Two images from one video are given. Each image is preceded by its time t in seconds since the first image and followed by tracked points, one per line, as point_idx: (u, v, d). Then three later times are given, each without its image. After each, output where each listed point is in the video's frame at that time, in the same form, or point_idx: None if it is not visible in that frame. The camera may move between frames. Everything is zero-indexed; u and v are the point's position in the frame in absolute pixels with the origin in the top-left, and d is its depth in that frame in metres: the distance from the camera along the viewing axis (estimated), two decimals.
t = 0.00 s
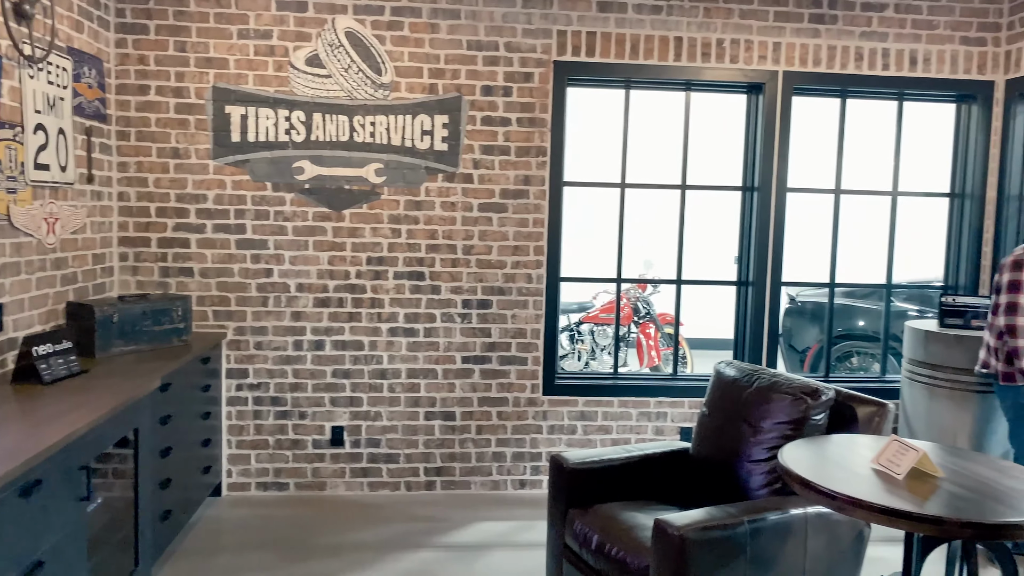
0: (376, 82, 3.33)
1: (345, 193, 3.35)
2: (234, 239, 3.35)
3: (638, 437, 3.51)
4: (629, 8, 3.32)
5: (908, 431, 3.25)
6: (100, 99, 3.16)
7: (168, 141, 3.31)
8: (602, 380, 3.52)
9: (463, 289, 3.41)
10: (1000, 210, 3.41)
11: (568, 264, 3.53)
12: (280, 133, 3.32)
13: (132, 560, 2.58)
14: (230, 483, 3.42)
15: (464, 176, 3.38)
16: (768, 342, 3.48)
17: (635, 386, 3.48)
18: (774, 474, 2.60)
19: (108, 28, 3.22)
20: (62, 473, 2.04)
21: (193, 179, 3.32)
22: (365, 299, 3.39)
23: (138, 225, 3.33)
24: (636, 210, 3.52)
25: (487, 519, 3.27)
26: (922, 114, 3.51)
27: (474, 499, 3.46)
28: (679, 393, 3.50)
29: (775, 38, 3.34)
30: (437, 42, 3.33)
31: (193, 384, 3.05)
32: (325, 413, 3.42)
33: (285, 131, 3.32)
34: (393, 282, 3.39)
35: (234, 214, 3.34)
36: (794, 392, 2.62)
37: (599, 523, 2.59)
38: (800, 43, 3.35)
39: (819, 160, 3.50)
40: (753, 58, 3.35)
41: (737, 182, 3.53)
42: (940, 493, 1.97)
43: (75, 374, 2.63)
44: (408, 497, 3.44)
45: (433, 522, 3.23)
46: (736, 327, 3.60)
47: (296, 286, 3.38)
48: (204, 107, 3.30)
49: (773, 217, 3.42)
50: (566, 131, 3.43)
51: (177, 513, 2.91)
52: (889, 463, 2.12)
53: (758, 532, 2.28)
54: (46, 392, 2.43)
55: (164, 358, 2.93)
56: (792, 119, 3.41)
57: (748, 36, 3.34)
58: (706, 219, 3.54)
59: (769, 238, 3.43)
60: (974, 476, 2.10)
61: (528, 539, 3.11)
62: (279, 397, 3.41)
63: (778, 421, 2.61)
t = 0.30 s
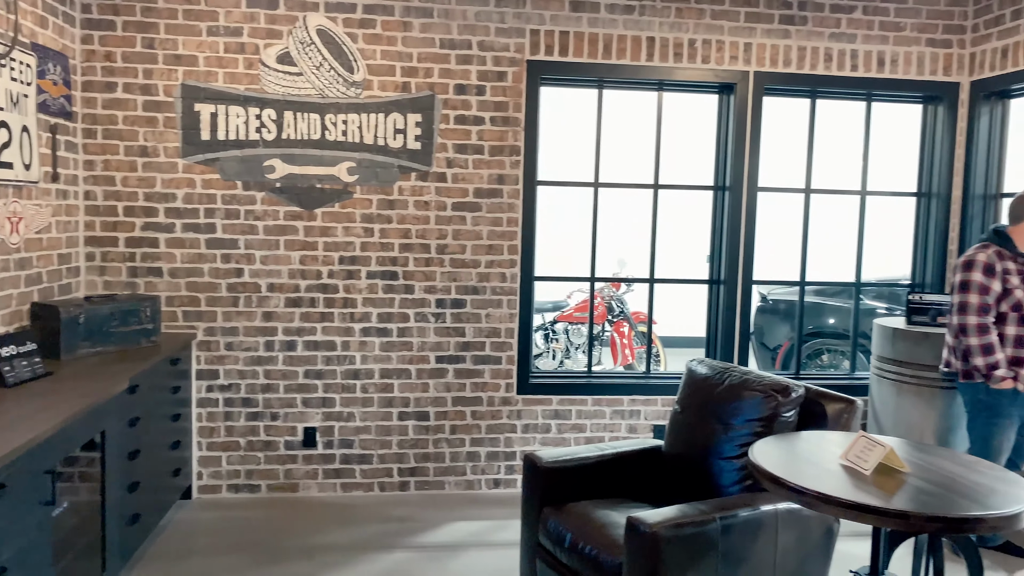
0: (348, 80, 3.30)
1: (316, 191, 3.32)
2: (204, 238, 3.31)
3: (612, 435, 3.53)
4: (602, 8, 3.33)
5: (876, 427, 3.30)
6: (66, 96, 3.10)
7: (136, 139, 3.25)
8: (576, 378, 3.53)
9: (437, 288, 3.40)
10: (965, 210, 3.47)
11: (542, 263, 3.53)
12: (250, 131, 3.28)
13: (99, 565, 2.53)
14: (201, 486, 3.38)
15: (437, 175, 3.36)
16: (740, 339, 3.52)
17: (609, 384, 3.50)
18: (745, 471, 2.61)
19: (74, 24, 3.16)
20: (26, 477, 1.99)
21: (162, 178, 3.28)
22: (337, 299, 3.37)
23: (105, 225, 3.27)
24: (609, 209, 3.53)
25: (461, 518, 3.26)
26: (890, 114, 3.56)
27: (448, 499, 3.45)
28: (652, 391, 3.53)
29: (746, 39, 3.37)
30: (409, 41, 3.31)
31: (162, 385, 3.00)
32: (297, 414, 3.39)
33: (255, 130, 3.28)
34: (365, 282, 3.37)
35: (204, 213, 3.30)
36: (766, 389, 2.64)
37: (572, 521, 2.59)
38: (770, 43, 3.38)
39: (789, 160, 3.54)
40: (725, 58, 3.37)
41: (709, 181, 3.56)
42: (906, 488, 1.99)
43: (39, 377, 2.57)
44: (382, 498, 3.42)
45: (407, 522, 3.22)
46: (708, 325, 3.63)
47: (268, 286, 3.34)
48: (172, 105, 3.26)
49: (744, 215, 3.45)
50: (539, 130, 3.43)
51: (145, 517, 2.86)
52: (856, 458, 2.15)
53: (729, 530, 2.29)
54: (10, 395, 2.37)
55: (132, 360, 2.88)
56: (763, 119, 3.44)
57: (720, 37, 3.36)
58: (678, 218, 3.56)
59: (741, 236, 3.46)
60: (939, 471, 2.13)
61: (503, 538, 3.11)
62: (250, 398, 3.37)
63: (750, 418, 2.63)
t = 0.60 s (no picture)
0: (321, 78, 3.28)
1: (288, 190, 3.29)
2: (174, 237, 3.26)
3: (587, 434, 3.53)
4: (576, 8, 3.33)
5: (847, 423, 3.33)
6: (31, 93, 3.04)
7: (104, 137, 3.20)
8: (551, 377, 3.53)
9: (412, 287, 3.38)
10: (933, 208, 3.52)
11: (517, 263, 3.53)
12: (221, 129, 3.24)
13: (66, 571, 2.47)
14: (172, 489, 3.33)
15: (412, 174, 3.34)
16: (713, 337, 3.55)
17: (584, 382, 3.51)
18: (719, 467, 2.63)
19: (39, 19, 3.10)
20: None
21: (131, 177, 3.23)
22: (310, 299, 3.34)
23: (72, 224, 3.22)
24: (584, 208, 3.54)
25: (436, 519, 3.25)
26: (860, 114, 3.61)
27: (424, 499, 3.43)
28: (627, 389, 3.54)
29: (719, 39, 3.39)
30: (383, 38, 3.29)
31: (131, 387, 2.96)
32: (271, 415, 3.36)
33: (227, 128, 3.25)
34: (339, 282, 3.35)
35: (174, 212, 3.26)
36: (738, 387, 2.66)
37: (547, 520, 2.59)
38: (742, 43, 3.40)
39: (762, 159, 3.57)
40: (698, 58, 3.39)
41: (682, 181, 3.58)
42: (875, 483, 2.02)
43: (4, 380, 2.51)
44: (356, 499, 3.40)
45: (382, 523, 3.20)
46: (682, 323, 3.65)
47: (239, 286, 3.31)
48: (141, 102, 3.21)
49: (717, 214, 3.48)
50: (514, 129, 3.43)
51: (114, 521, 2.80)
52: (827, 455, 2.17)
53: (702, 526, 2.30)
54: None
55: (100, 361, 2.83)
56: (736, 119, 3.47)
57: (693, 37, 3.38)
58: (652, 217, 3.58)
59: (714, 235, 3.49)
60: (908, 466, 2.16)
61: (478, 537, 3.10)
62: (222, 400, 3.34)
63: (723, 416, 2.65)
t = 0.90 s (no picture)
0: (294, 76, 3.24)
1: (261, 189, 3.26)
2: (144, 237, 3.21)
3: (564, 432, 3.54)
4: (552, 6, 3.32)
5: (821, 420, 3.36)
6: None
7: (72, 135, 3.14)
8: (528, 376, 3.53)
9: (387, 287, 3.35)
10: (904, 207, 3.57)
11: (493, 262, 3.52)
12: (192, 127, 3.20)
13: None
14: (143, 492, 3.28)
15: (387, 172, 3.32)
16: (688, 335, 3.57)
17: (561, 381, 3.51)
18: (693, 465, 2.63)
19: (4, 14, 3.03)
20: None
21: (99, 175, 3.17)
22: (284, 299, 3.30)
23: (39, 223, 3.15)
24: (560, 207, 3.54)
25: (413, 519, 3.23)
26: (833, 113, 3.64)
27: (401, 500, 3.41)
28: (603, 387, 3.55)
29: (693, 38, 3.41)
30: (357, 36, 3.26)
31: (100, 389, 2.90)
32: (244, 417, 3.32)
33: (198, 126, 3.20)
34: (313, 281, 3.31)
35: (144, 211, 3.20)
36: (713, 384, 2.66)
37: (523, 519, 2.56)
38: (717, 43, 3.42)
39: (736, 158, 3.59)
40: (673, 58, 3.41)
41: (657, 180, 3.59)
42: (847, 479, 2.03)
43: None
44: (332, 500, 3.37)
45: (358, 524, 3.17)
46: (658, 322, 3.66)
47: (212, 286, 3.26)
48: (110, 99, 3.15)
49: (692, 213, 3.50)
50: (489, 128, 3.41)
51: (83, 526, 2.75)
52: (800, 452, 2.18)
53: (678, 524, 2.30)
54: None
55: (68, 363, 2.77)
56: (710, 118, 3.49)
57: (668, 36, 3.39)
58: (627, 216, 3.59)
59: (689, 233, 3.51)
60: (879, 462, 2.18)
61: (455, 538, 3.08)
62: (194, 401, 3.29)
63: (698, 413, 2.65)
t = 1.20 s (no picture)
0: (267, 72, 3.20)
1: (233, 187, 3.21)
2: (113, 236, 3.15)
3: (541, 432, 3.53)
4: (528, 4, 3.31)
5: (796, 417, 3.38)
6: None
7: (38, 132, 3.07)
8: (505, 376, 3.51)
9: (362, 286, 3.32)
10: (877, 205, 3.60)
11: (470, 260, 3.50)
12: (163, 124, 3.14)
13: None
14: (113, 496, 3.22)
15: (361, 170, 3.28)
16: (665, 334, 3.57)
17: (538, 380, 3.51)
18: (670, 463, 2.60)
19: None
20: None
21: (67, 173, 3.10)
22: (257, 299, 3.26)
23: (3, 222, 3.08)
24: (536, 205, 3.53)
25: (389, 520, 3.20)
26: (807, 112, 3.66)
27: (377, 501, 3.38)
28: (580, 386, 3.54)
29: (669, 37, 3.41)
30: (331, 32, 3.22)
31: (68, 391, 2.84)
32: (216, 418, 3.27)
33: (169, 123, 3.15)
34: (287, 281, 3.27)
35: (113, 209, 3.14)
36: (689, 382, 2.64)
37: (500, 519, 2.50)
38: (692, 42, 3.43)
39: (712, 157, 3.60)
40: (649, 56, 3.41)
41: (634, 178, 3.59)
42: (822, 477, 2.03)
43: None
44: (307, 502, 3.33)
45: (334, 527, 3.14)
46: (635, 320, 3.66)
47: (183, 286, 3.21)
48: (77, 96, 3.08)
49: (668, 211, 3.51)
50: (466, 126, 3.39)
51: (51, 531, 2.68)
52: (777, 449, 2.18)
53: (656, 522, 2.29)
54: None
55: (34, 364, 2.70)
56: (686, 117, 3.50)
57: (644, 35, 3.39)
58: (604, 215, 3.59)
59: (665, 232, 3.51)
60: (852, 458, 2.18)
61: (431, 538, 3.06)
62: (166, 403, 3.23)
63: (674, 411, 2.62)
